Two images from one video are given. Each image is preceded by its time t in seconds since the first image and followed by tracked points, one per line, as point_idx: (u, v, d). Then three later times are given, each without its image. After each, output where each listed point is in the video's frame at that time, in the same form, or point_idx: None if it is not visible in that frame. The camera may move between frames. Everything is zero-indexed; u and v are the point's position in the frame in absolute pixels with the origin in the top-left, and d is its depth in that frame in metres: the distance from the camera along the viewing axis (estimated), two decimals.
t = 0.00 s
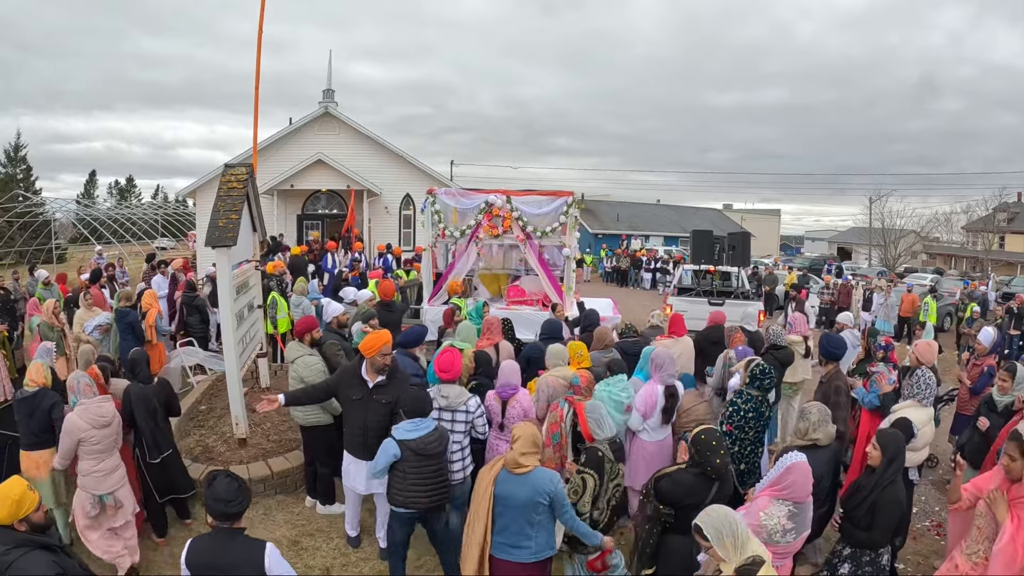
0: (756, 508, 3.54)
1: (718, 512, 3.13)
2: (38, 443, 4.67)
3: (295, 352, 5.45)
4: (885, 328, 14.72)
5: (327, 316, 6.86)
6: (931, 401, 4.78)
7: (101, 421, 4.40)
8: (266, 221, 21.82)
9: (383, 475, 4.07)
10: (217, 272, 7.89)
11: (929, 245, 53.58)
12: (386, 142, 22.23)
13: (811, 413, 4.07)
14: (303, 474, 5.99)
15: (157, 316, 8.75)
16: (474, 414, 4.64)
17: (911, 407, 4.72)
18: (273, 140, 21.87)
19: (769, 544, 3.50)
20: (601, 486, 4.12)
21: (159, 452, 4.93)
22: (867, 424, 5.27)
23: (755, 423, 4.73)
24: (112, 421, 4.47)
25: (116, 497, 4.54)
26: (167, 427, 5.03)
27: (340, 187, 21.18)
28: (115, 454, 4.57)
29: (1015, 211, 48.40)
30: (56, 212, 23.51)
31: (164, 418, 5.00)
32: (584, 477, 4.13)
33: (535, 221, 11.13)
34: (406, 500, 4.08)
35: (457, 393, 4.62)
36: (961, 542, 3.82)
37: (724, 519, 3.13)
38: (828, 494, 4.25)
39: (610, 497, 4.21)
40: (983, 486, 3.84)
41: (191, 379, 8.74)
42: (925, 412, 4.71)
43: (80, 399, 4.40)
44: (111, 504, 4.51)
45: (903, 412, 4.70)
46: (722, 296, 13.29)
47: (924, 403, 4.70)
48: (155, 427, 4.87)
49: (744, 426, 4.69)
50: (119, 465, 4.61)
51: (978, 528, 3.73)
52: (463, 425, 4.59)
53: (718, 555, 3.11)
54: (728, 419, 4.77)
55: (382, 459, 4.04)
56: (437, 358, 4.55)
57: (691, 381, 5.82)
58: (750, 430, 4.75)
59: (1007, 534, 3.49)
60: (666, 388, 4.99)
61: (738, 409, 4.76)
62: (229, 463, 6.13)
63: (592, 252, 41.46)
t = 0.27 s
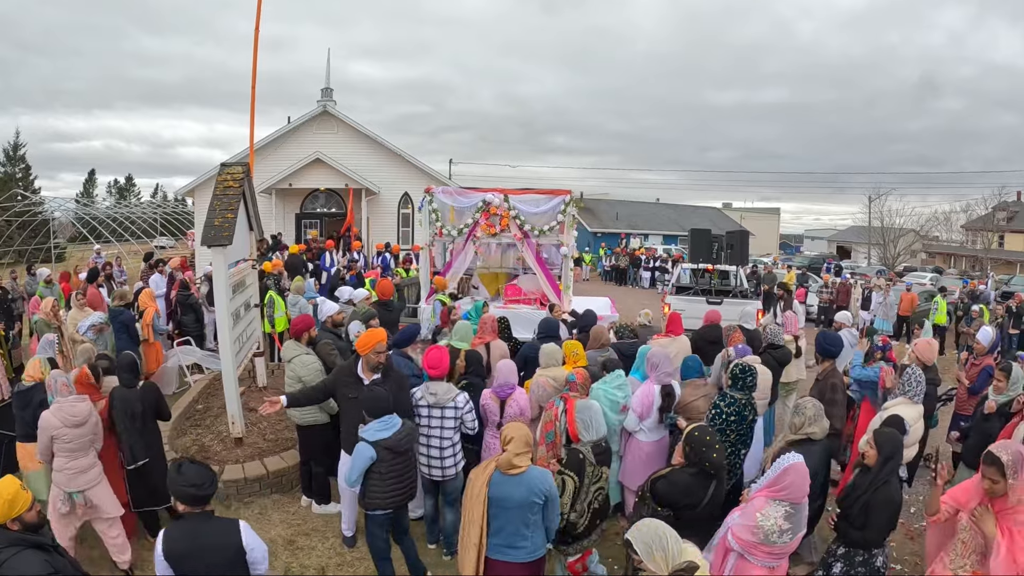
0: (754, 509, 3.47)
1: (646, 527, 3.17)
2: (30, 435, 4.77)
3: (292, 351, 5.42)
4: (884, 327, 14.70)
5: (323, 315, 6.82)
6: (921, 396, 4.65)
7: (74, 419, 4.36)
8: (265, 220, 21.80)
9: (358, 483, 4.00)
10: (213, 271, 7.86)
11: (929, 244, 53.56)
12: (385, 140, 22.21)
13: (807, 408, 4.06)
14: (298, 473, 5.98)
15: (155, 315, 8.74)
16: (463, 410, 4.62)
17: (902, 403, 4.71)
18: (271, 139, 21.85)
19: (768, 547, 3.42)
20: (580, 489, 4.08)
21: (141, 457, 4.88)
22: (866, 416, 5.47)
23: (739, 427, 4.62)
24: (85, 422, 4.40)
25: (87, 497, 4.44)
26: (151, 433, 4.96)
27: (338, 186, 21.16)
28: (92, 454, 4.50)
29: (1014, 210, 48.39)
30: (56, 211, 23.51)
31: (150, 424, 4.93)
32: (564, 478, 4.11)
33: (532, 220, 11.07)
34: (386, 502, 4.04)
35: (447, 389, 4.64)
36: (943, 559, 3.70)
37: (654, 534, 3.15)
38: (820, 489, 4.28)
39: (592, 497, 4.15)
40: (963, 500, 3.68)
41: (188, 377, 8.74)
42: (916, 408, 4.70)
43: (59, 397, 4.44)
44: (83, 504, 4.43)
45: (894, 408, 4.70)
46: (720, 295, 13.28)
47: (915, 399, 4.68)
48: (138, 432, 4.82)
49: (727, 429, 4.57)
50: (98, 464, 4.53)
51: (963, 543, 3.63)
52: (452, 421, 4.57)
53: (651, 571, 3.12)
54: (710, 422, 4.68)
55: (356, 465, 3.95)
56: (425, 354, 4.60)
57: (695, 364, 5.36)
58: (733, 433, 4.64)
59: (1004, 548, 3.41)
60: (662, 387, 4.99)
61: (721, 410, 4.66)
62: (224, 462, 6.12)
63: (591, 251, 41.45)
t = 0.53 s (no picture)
0: (757, 509, 3.44)
1: (597, 522, 3.37)
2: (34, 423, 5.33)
3: (289, 350, 5.41)
4: (883, 326, 14.68)
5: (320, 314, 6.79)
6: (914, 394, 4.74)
7: (36, 421, 4.54)
8: (264, 219, 21.78)
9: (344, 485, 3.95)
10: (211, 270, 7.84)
11: (928, 243, 53.56)
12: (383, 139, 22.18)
13: (801, 402, 4.15)
14: (297, 472, 5.97)
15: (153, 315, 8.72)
16: (457, 407, 4.70)
17: (895, 399, 4.74)
18: (270, 138, 21.82)
19: (771, 547, 3.40)
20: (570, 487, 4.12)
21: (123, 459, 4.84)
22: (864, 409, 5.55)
23: (723, 424, 4.70)
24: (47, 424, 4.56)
25: (52, 497, 4.63)
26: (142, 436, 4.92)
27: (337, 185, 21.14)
28: (60, 453, 4.70)
29: (1014, 208, 48.39)
30: (54, 210, 23.48)
31: (145, 425, 4.91)
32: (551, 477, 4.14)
33: (531, 219, 11.08)
34: (375, 500, 4.03)
35: (441, 386, 4.69)
36: None
37: (605, 528, 3.36)
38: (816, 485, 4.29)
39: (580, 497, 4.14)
40: (931, 518, 3.47)
41: (186, 377, 8.72)
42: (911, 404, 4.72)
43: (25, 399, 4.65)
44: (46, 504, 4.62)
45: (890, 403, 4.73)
46: (719, 294, 13.27)
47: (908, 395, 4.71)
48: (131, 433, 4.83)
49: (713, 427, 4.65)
50: (66, 465, 4.71)
51: (931, 562, 3.50)
52: (446, 418, 4.64)
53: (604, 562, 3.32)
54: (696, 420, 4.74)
55: (341, 462, 3.93)
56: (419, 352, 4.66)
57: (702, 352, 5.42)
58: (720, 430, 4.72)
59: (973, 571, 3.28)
60: (657, 386, 4.97)
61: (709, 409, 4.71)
62: (222, 461, 6.11)
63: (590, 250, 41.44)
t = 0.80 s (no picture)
0: (762, 506, 3.43)
1: (590, 499, 3.25)
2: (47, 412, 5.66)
3: (290, 347, 5.41)
4: (882, 324, 14.70)
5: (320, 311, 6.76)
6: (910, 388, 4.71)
7: (15, 415, 4.69)
8: (263, 218, 21.78)
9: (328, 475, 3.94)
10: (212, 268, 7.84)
11: (927, 241, 53.64)
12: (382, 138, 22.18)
13: (792, 395, 4.26)
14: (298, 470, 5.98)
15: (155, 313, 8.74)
16: (459, 403, 4.70)
17: (891, 394, 4.76)
18: (270, 136, 21.81)
19: (777, 543, 3.40)
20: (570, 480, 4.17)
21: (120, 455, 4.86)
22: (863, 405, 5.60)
23: (715, 422, 4.69)
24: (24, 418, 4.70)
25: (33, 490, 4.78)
26: (142, 436, 4.89)
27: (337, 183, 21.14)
28: (43, 445, 4.84)
29: (1012, 207, 48.48)
30: (53, 209, 23.46)
31: (145, 424, 4.89)
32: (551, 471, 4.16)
33: (531, 217, 11.09)
34: (358, 491, 4.06)
35: (443, 381, 4.71)
36: None
37: (594, 506, 3.25)
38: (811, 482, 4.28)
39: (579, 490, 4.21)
40: (912, 517, 3.35)
41: (186, 375, 8.72)
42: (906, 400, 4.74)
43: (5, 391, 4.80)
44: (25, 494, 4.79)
45: (886, 399, 4.76)
46: (718, 292, 13.30)
47: (904, 390, 4.72)
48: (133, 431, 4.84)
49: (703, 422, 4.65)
50: (50, 459, 4.86)
51: (912, 561, 3.32)
52: (448, 412, 4.64)
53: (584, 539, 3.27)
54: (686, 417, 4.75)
55: (324, 454, 3.89)
56: (423, 347, 4.70)
57: (711, 349, 5.78)
58: (711, 428, 4.70)
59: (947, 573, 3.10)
60: (657, 382, 4.99)
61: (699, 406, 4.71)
62: (223, 459, 6.12)
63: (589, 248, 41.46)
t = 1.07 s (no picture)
0: (761, 508, 3.38)
1: (588, 486, 3.16)
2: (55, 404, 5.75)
3: (290, 346, 5.41)
4: (882, 322, 14.73)
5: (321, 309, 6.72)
6: (910, 384, 4.72)
7: (13, 407, 4.88)
8: (263, 216, 21.77)
9: (303, 454, 4.06)
10: (212, 266, 7.84)
11: (926, 240, 53.70)
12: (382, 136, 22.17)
13: (787, 390, 4.27)
14: (299, 468, 5.98)
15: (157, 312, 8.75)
16: (465, 399, 4.71)
17: (890, 391, 4.79)
18: (269, 135, 21.80)
19: (776, 542, 3.36)
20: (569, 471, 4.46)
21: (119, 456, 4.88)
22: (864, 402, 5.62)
23: (712, 418, 4.73)
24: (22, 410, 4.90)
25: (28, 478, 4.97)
26: (141, 437, 4.86)
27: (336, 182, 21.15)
28: (39, 436, 5.04)
29: (1011, 206, 48.55)
30: (53, 208, 23.47)
31: (145, 425, 4.84)
32: (556, 463, 4.45)
33: (531, 215, 11.09)
34: (330, 475, 4.13)
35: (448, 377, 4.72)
36: None
37: (592, 493, 3.16)
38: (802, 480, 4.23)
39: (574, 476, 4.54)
40: (899, 524, 3.27)
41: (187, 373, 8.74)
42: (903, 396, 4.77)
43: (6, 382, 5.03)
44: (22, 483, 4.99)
45: (884, 396, 4.77)
46: (718, 290, 13.32)
47: (903, 387, 4.74)
48: (133, 432, 4.83)
49: (699, 420, 4.71)
50: (46, 449, 5.06)
51: (890, 568, 3.29)
52: (454, 408, 4.65)
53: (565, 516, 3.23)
54: (683, 414, 4.81)
55: (299, 438, 4.03)
56: (429, 343, 4.65)
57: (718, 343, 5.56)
58: (709, 425, 4.74)
59: None
60: (657, 379, 5.02)
61: (695, 403, 4.78)
62: (225, 457, 6.14)
63: (588, 247, 41.48)
